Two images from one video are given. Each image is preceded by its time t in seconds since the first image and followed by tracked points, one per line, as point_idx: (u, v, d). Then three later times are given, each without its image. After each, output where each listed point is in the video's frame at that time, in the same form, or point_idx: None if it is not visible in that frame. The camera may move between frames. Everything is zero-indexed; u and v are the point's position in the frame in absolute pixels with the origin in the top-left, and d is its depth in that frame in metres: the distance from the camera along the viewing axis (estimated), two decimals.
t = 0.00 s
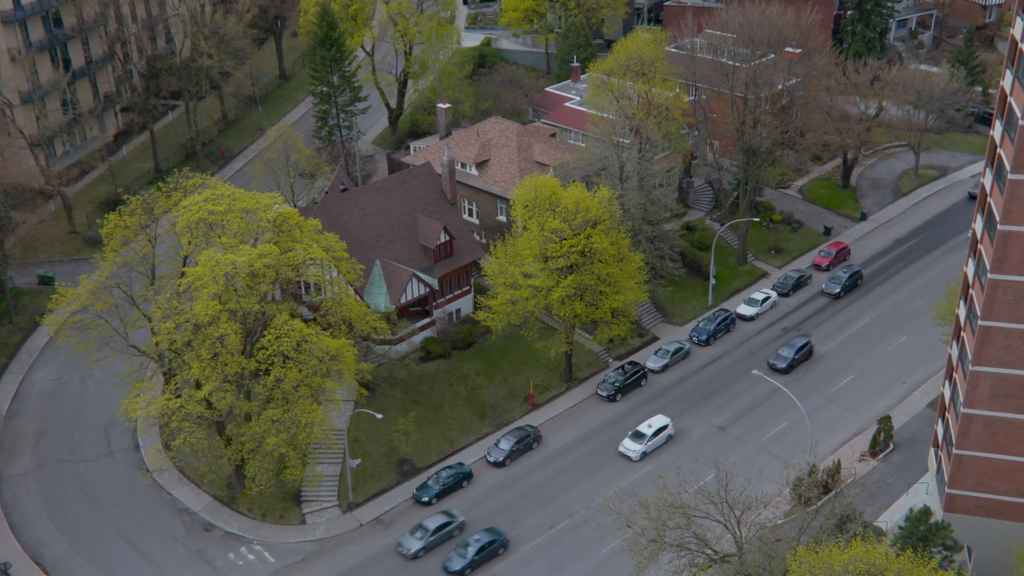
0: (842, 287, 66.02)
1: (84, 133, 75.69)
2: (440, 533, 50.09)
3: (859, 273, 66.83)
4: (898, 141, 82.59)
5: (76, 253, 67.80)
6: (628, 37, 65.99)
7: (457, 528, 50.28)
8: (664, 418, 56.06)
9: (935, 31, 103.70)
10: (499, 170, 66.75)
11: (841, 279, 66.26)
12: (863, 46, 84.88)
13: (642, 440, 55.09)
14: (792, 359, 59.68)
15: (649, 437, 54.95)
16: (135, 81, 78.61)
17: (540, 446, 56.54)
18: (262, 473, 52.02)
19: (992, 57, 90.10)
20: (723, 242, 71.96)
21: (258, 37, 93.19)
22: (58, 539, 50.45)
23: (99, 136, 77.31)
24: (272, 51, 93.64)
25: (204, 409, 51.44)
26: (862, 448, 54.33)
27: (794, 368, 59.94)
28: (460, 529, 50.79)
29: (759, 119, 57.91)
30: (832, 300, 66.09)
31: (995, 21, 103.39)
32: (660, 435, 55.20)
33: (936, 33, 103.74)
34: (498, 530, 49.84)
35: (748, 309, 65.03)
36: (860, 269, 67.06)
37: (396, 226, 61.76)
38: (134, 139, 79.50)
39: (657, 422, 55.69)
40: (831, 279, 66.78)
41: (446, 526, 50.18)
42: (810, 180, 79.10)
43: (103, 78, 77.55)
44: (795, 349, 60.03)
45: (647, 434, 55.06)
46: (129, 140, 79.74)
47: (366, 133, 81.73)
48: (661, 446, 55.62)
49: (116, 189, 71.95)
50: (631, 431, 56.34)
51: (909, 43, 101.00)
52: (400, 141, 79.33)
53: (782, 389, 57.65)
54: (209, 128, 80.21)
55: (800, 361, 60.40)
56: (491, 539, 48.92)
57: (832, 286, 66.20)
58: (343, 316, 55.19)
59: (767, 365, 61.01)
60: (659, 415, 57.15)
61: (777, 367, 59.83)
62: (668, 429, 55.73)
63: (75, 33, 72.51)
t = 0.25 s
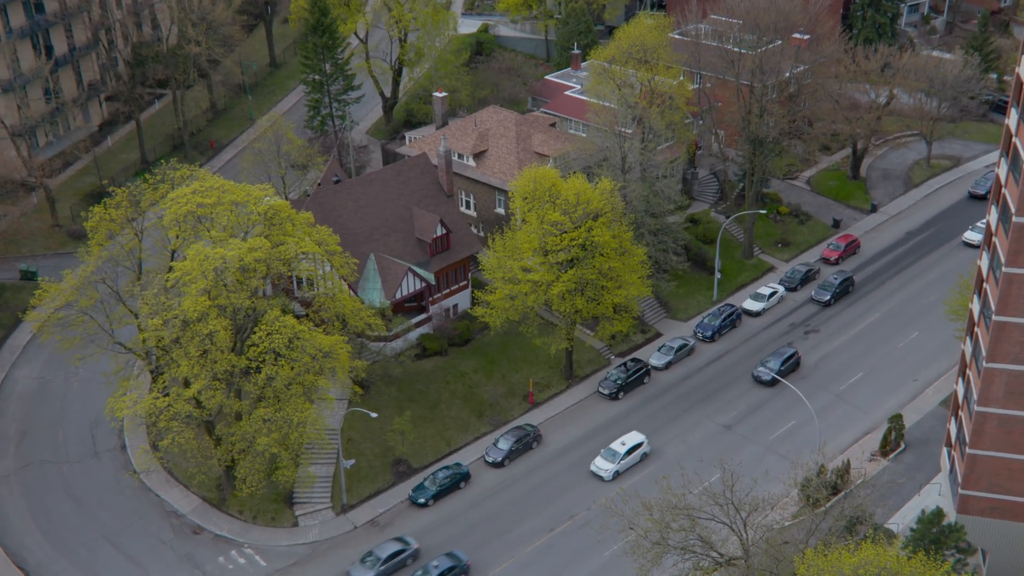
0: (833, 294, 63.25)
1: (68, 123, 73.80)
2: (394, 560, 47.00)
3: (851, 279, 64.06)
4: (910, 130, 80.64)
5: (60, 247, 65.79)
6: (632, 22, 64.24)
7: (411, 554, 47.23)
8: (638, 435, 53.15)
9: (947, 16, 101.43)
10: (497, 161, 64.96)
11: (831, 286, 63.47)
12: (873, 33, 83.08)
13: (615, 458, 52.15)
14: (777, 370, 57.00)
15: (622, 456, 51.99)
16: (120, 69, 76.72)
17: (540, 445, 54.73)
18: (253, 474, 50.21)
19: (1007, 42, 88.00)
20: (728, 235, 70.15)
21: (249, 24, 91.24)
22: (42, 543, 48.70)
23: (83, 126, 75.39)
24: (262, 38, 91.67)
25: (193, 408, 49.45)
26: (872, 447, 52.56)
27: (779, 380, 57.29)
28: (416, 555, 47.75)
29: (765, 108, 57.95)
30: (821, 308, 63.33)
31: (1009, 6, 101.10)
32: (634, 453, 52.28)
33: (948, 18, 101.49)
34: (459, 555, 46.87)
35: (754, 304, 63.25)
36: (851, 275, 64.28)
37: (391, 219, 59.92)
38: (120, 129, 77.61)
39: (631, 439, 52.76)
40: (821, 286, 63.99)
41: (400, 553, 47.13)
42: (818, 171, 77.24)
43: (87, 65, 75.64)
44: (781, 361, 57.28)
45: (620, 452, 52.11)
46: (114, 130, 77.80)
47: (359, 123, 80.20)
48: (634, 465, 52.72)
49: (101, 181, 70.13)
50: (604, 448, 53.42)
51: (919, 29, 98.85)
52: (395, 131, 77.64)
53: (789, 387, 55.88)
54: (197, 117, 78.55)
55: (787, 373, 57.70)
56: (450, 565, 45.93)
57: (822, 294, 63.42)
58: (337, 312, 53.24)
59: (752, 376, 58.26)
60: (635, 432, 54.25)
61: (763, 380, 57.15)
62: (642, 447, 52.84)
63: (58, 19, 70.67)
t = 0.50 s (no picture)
0: (821, 304, 60.75)
1: (54, 113, 72.26)
2: None
3: (840, 288, 61.53)
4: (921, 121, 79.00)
5: (46, 241, 64.03)
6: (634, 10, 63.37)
7: None
8: (610, 454, 50.49)
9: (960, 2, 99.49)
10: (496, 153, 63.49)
11: (819, 295, 60.97)
12: (884, 20, 81.43)
13: (585, 478, 49.54)
14: (760, 385, 54.55)
15: (593, 476, 49.38)
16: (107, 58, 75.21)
17: (541, 444, 53.23)
18: (245, 474, 48.49)
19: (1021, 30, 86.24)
20: (734, 229, 68.58)
21: (241, 13, 89.71)
22: (28, 545, 47.24)
23: (70, 116, 73.78)
24: (255, 25, 90.05)
25: (184, 406, 47.67)
26: (882, 447, 51.05)
27: (762, 394, 54.84)
28: None
29: (772, 97, 57.27)
30: (808, 317, 60.84)
31: None
32: (605, 472, 49.65)
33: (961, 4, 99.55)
34: None
35: (761, 299, 61.76)
36: (840, 283, 61.76)
37: (387, 212, 58.41)
38: (108, 120, 76.07)
39: (603, 458, 50.12)
40: (809, 295, 61.47)
41: None
42: (827, 163, 75.68)
43: (73, 53, 74.07)
44: (763, 375, 54.77)
45: (591, 472, 49.46)
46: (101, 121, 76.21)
47: (354, 113, 78.99)
48: (605, 485, 50.10)
49: (89, 173, 68.65)
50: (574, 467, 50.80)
51: (931, 15, 97.03)
52: (391, 121, 76.41)
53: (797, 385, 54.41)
54: (188, 108, 77.18)
55: (770, 387, 55.25)
56: None
57: (810, 303, 60.90)
58: (332, 308, 51.51)
59: (734, 390, 55.78)
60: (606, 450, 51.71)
61: (744, 395, 54.70)
62: (615, 466, 50.24)
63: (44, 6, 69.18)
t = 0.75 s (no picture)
0: (804, 313, 58.60)
1: (42, 105, 71.05)
2: None
3: (825, 296, 59.40)
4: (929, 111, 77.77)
5: (34, 235, 62.72)
6: None
7: None
8: (577, 474, 48.21)
9: None
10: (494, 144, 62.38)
11: (803, 304, 58.82)
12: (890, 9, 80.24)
13: (550, 499, 47.24)
14: (739, 399, 52.42)
15: (558, 497, 47.07)
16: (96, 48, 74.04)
17: (541, 443, 52.02)
18: (238, 474, 47.04)
19: None
20: (737, 222, 67.42)
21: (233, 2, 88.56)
22: (16, 546, 46.04)
23: (58, 107, 72.53)
24: (247, 15, 88.91)
25: (176, 404, 46.21)
26: (889, 444, 49.89)
27: (741, 408, 52.75)
28: None
29: (776, 87, 57.06)
30: (791, 327, 58.69)
31: None
32: (571, 493, 47.39)
33: None
34: None
35: (765, 294, 60.61)
36: (826, 292, 59.61)
37: (383, 205, 57.24)
38: (97, 111, 74.89)
39: (569, 478, 47.84)
40: (792, 303, 59.30)
41: None
42: (834, 154, 74.46)
43: (61, 42, 72.87)
44: (743, 389, 52.61)
45: (556, 493, 47.18)
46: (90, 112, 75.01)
47: (349, 104, 78.04)
48: (571, 506, 47.85)
49: (77, 165, 67.47)
50: (539, 488, 48.51)
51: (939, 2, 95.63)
52: (387, 113, 75.73)
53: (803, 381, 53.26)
54: (179, 99, 76.12)
55: (750, 400, 53.14)
56: None
57: (793, 312, 58.73)
58: (327, 303, 50.09)
59: (712, 402, 53.65)
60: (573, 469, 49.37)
61: (722, 408, 52.60)
62: (582, 485, 47.96)
63: None
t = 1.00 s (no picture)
0: (784, 323, 56.60)
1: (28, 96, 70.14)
2: None
3: (806, 304, 57.44)
4: (934, 101, 76.87)
5: (22, 228, 61.75)
6: None
7: None
8: (539, 494, 46.08)
9: None
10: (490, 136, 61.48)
11: (782, 313, 56.85)
12: None
13: (510, 521, 45.10)
14: (714, 413, 50.46)
15: (519, 519, 44.94)
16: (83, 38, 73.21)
17: (539, 440, 51.02)
18: (231, 472, 45.78)
19: None
20: (739, 215, 66.44)
21: None
22: (3, 546, 44.91)
23: (44, 99, 71.52)
24: (239, 5, 88.08)
25: (166, 402, 44.91)
26: (894, 441, 48.89)
27: (716, 422, 50.79)
28: None
29: (780, 77, 57.10)
30: (771, 337, 56.68)
31: None
32: (533, 515, 45.25)
33: None
34: None
35: (767, 288, 59.65)
36: (807, 300, 57.66)
37: (378, 199, 56.23)
38: (85, 102, 74.01)
39: (531, 499, 45.69)
40: (772, 312, 57.31)
41: None
42: (837, 146, 73.52)
43: (47, 32, 71.84)
44: (719, 402, 50.68)
45: (516, 515, 45.03)
46: (78, 103, 74.04)
47: (343, 95, 77.29)
48: (533, 527, 45.74)
49: (64, 158, 66.49)
50: (499, 508, 46.37)
51: None
52: (381, 103, 74.91)
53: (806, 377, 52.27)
54: (169, 89, 75.37)
55: (725, 413, 51.18)
56: None
57: (772, 322, 56.73)
58: (320, 298, 48.90)
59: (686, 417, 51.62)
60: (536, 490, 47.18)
61: (697, 422, 50.62)
62: (544, 507, 45.79)
63: None
